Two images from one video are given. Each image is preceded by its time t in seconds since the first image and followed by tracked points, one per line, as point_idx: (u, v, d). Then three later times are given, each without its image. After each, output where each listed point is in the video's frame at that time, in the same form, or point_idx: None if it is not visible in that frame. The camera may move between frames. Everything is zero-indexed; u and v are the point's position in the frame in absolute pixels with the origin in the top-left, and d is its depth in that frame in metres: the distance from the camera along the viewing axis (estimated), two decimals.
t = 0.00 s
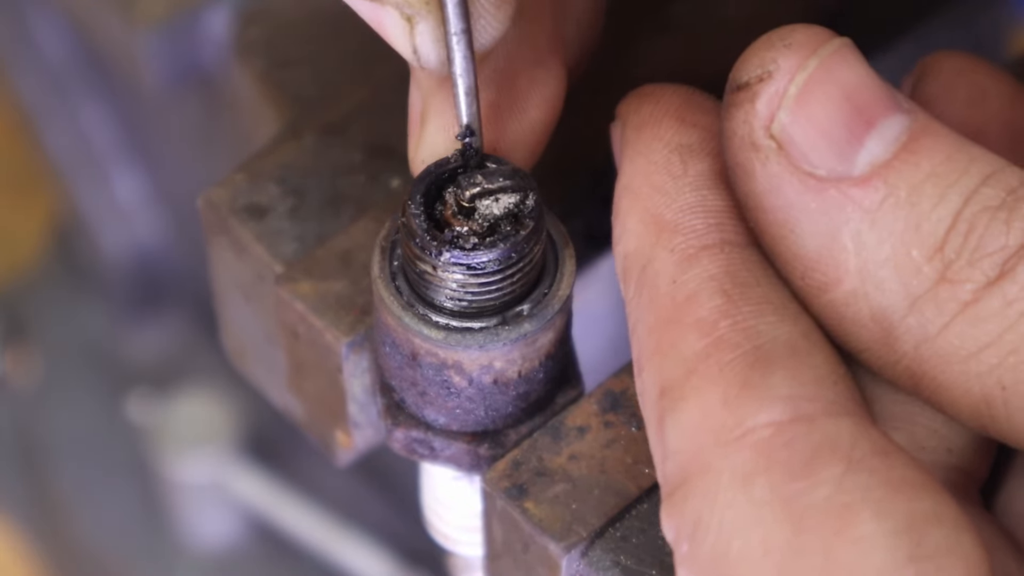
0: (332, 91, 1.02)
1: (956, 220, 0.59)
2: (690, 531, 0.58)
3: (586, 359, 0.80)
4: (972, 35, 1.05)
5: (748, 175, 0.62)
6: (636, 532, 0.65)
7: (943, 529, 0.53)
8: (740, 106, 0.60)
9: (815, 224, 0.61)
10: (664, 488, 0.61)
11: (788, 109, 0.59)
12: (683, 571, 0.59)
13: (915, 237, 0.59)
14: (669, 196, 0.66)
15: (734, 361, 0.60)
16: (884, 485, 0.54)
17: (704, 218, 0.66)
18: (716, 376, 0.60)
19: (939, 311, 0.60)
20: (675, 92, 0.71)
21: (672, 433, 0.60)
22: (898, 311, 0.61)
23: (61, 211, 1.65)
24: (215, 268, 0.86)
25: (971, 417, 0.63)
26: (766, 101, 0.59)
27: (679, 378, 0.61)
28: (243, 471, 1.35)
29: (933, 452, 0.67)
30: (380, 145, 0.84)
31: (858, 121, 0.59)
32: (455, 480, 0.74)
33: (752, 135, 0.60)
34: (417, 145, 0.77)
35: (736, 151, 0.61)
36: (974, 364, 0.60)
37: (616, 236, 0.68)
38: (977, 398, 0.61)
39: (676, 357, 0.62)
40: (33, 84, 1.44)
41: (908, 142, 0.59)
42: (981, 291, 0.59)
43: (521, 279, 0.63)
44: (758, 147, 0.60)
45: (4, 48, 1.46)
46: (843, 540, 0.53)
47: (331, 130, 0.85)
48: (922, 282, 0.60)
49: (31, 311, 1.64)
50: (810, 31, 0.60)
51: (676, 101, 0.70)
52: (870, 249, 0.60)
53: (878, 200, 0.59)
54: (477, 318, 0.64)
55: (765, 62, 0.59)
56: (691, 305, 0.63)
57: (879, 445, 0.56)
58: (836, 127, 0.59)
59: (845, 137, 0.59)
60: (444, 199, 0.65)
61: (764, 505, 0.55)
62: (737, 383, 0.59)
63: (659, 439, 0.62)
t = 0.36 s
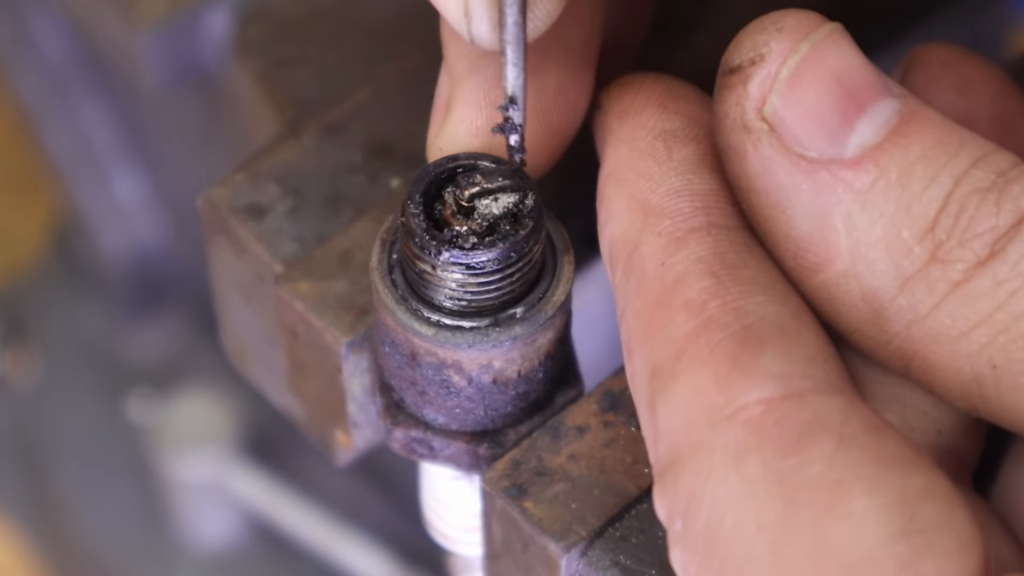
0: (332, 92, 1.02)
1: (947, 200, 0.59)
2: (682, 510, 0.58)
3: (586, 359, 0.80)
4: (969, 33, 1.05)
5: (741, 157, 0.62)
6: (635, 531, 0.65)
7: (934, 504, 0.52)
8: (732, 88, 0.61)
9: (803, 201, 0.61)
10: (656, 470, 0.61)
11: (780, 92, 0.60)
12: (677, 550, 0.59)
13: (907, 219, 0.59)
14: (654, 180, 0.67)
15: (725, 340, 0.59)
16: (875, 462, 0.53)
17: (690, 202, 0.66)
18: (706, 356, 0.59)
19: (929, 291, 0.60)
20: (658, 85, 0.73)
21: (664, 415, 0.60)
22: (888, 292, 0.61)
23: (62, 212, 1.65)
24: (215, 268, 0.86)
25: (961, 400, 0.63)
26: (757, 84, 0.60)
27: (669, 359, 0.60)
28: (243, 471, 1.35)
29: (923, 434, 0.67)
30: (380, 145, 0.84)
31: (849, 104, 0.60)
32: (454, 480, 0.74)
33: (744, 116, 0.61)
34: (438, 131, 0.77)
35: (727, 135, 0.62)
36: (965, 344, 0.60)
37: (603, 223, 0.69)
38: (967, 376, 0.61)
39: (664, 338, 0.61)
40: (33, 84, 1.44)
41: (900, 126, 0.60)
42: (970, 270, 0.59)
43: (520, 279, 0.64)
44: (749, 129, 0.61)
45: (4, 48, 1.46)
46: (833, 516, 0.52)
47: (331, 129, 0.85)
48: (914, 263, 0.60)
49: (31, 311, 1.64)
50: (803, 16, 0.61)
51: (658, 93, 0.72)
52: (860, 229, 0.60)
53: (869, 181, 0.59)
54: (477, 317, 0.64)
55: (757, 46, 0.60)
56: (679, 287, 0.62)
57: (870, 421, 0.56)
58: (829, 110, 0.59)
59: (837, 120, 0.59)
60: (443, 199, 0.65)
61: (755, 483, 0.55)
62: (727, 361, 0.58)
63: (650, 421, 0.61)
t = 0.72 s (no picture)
0: (332, 92, 1.02)
1: (949, 187, 0.59)
2: (688, 493, 0.58)
3: (586, 359, 0.80)
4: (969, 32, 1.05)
5: (744, 146, 0.62)
6: (636, 531, 0.65)
7: (940, 487, 0.53)
8: (735, 75, 0.61)
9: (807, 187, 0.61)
10: (660, 454, 0.60)
11: (783, 79, 0.60)
12: (682, 534, 0.59)
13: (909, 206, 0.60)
14: (660, 168, 0.67)
15: (732, 324, 0.59)
16: (883, 445, 0.54)
17: (696, 187, 0.66)
18: (712, 339, 0.59)
19: (931, 277, 0.60)
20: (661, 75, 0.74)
21: (669, 398, 0.59)
22: (891, 278, 0.61)
23: (61, 212, 1.66)
24: (215, 268, 0.86)
25: (965, 388, 0.63)
26: (761, 72, 0.60)
27: (675, 343, 0.60)
28: (243, 471, 1.35)
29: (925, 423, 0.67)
30: (380, 145, 0.84)
31: (852, 92, 0.60)
32: (454, 479, 0.74)
33: (747, 103, 0.61)
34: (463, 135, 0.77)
35: (731, 123, 0.62)
36: (967, 330, 0.60)
37: (609, 210, 0.68)
38: (969, 363, 0.61)
39: (671, 323, 0.61)
40: (32, 85, 1.44)
41: (901, 114, 0.60)
42: (973, 257, 0.59)
43: (520, 280, 0.64)
44: (753, 117, 0.61)
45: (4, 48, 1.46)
46: (843, 494, 0.53)
47: (331, 129, 0.85)
48: (915, 249, 0.60)
49: (30, 311, 1.64)
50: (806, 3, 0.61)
51: (662, 82, 0.73)
52: (863, 215, 0.60)
53: (871, 168, 0.59)
54: (476, 316, 0.64)
55: (760, 32, 0.60)
56: (685, 273, 0.62)
57: (877, 405, 0.56)
58: (831, 97, 0.59)
59: (840, 108, 0.59)
60: (443, 199, 0.65)
61: (762, 464, 0.55)
62: (734, 345, 0.58)
63: (655, 405, 0.61)
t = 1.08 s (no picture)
0: (332, 92, 1.02)
1: (956, 187, 0.59)
2: (700, 490, 0.58)
3: (586, 358, 0.80)
4: (968, 33, 1.05)
5: (753, 146, 0.62)
6: (636, 532, 0.65)
7: (952, 484, 0.54)
8: (744, 75, 0.61)
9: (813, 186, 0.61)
10: (671, 451, 0.60)
11: (792, 78, 0.60)
12: (694, 531, 0.59)
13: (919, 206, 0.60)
14: (673, 167, 0.67)
15: (744, 322, 0.59)
16: (893, 441, 0.54)
17: (708, 186, 0.66)
18: (723, 337, 0.59)
19: (939, 277, 0.60)
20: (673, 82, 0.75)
21: (680, 395, 0.59)
22: (899, 278, 0.61)
23: (61, 211, 1.66)
24: (215, 268, 0.86)
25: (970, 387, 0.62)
26: (768, 72, 0.61)
27: (686, 341, 0.60)
28: (243, 471, 1.35)
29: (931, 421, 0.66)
30: (380, 145, 0.84)
31: (859, 92, 0.60)
32: (454, 480, 0.74)
33: (756, 103, 0.61)
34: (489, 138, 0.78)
35: (739, 119, 0.62)
36: (974, 330, 0.60)
37: (621, 211, 0.68)
38: (977, 363, 0.61)
39: (682, 320, 0.61)
40: (32, 84, 1.44)
41: (908, 114, 0.60)
42: (980, 257, 0.59)
43: (520, 280, 0.64)
44: (761, 115, 0.61)
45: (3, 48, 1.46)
46: (853, 491, 0.53)
47: (332, 129, 0.85)
48: (923, 249, 0.60)
49: (31, 311, 1.65)
50: (812, 6, 0.62)
51: (674, 87, 0.73)
52: (873, 212, 0.60)
53: (880, 167, 0.60)
54: (476, 317, 0.64)
55: (768, 33, 0.61)
56: (697, 270, 0.62)
57: (889, 402, 0.56)
58: (838, 98, 0.60)
59: (848, 108, 0.60)
60: (444, 199, 0.65)
61: (775, 462, 0.55)
62: (745, 343, 0.58)
63: (666, 403, 0.60)
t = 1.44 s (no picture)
0: (331, 91, 1.02)
1: (989, 194, 0.60)
2: (733, 469, 0.57)
3: (586, 359, 0.81)
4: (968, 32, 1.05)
5: (783, 159, 0.64)
6: (636, 532, 0.65)
7: (989, 469, 0.53)
8: (775, 91, 0.64)
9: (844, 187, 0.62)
10: (702, 433, 0.60)
11: (823, 93, 0.63)
12: (723, 513, 0.58)
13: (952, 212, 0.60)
14: (717, 161, 0.67)
15: (783, 307, 0.59)
16: (932, 425, 0.54)
17: (750, 184, 0.65)
18: (762, 320, 0.59)
19: (975, 282, 0.60)
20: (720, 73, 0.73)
21: (715, 377, 0.59)
22: (934, 283, 0.61)
23: (61, 211, 1.66)
24: (215, 268, 0.86)
25: (1009, 391, 0.62)
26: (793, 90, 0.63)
27: (721, 325, 0.60)
28: (242, 471, 1.35)
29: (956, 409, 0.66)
30: (380, 145, 0.84)
31: (889, 107, 0.61)
32: (454, 480, 0.74)
33: (787, 117, 0.63)
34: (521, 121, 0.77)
35: (771, 132, 0.64)
36: (1011, 334, 0.60)
37: (655, 204, 0.67)
38: (1013, 368, 0.61)
39: (717, 306, 0.61)
40: (32, 85, 1.44)
41: (937, 126, 0.61)
42: (1015, 261, 0.59)
43: (520, 280, 0.64)
44: (790, 127, 0.63)
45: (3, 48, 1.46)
46: (892, 472, 0.53)
47: (332, 130, 0.85)
48: (958, 254, 0.60)
49: (31, 311, 1.65)
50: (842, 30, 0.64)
51: (718, 83, 0.72)
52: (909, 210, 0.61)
53: (912, 177, 0.61)
54: (477, 317, 0.64)
55: (801, 50, 0.64)
56: (735, 257, 0.62)
57: (926, 390, 0.56)
58: (867, 113, 0.61)
59: (877, 122, 0.61)
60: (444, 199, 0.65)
61: (811, 442, 0.55)
62: (785, 326, 0.58)
63: (699, 385, 0.60)
